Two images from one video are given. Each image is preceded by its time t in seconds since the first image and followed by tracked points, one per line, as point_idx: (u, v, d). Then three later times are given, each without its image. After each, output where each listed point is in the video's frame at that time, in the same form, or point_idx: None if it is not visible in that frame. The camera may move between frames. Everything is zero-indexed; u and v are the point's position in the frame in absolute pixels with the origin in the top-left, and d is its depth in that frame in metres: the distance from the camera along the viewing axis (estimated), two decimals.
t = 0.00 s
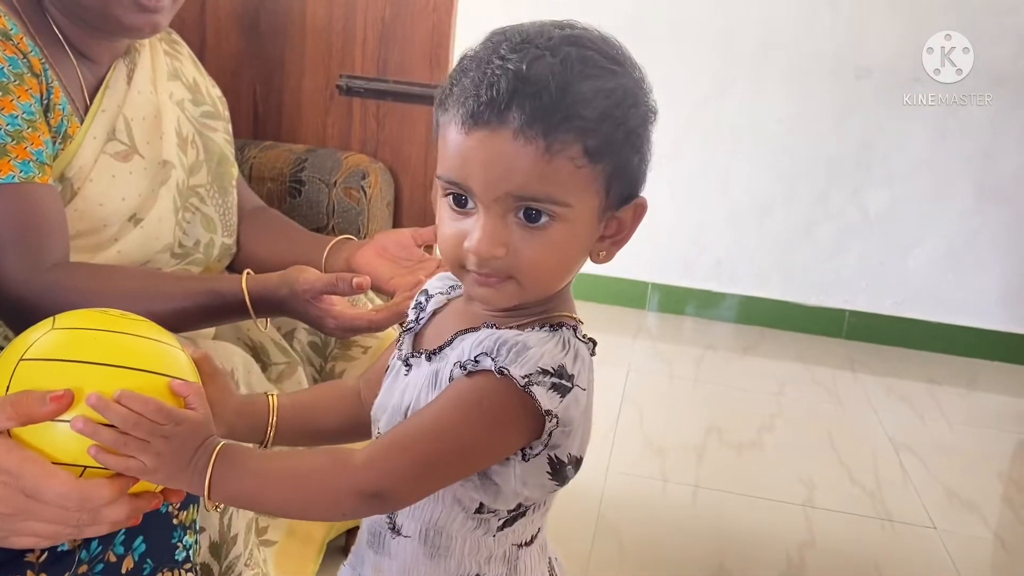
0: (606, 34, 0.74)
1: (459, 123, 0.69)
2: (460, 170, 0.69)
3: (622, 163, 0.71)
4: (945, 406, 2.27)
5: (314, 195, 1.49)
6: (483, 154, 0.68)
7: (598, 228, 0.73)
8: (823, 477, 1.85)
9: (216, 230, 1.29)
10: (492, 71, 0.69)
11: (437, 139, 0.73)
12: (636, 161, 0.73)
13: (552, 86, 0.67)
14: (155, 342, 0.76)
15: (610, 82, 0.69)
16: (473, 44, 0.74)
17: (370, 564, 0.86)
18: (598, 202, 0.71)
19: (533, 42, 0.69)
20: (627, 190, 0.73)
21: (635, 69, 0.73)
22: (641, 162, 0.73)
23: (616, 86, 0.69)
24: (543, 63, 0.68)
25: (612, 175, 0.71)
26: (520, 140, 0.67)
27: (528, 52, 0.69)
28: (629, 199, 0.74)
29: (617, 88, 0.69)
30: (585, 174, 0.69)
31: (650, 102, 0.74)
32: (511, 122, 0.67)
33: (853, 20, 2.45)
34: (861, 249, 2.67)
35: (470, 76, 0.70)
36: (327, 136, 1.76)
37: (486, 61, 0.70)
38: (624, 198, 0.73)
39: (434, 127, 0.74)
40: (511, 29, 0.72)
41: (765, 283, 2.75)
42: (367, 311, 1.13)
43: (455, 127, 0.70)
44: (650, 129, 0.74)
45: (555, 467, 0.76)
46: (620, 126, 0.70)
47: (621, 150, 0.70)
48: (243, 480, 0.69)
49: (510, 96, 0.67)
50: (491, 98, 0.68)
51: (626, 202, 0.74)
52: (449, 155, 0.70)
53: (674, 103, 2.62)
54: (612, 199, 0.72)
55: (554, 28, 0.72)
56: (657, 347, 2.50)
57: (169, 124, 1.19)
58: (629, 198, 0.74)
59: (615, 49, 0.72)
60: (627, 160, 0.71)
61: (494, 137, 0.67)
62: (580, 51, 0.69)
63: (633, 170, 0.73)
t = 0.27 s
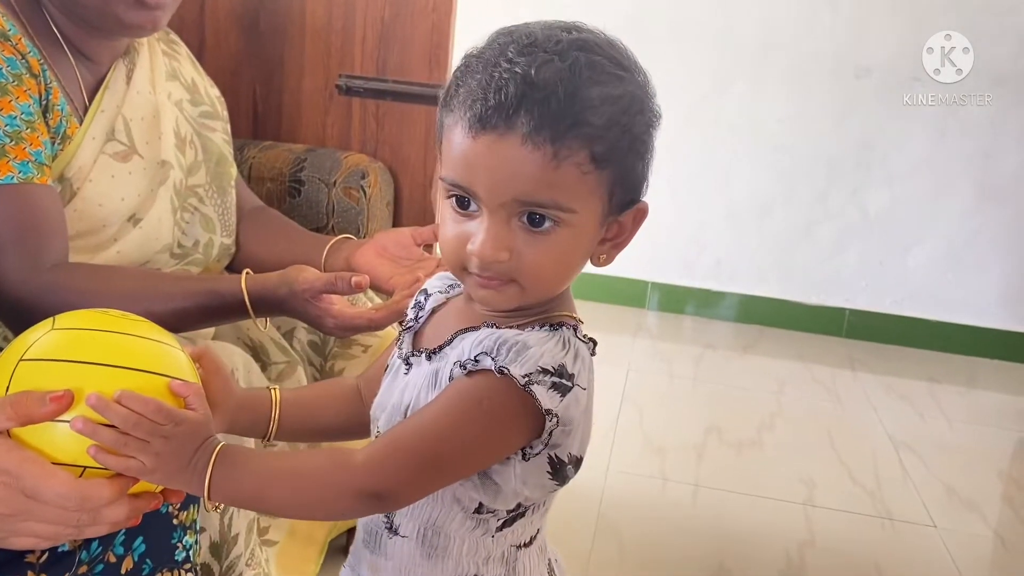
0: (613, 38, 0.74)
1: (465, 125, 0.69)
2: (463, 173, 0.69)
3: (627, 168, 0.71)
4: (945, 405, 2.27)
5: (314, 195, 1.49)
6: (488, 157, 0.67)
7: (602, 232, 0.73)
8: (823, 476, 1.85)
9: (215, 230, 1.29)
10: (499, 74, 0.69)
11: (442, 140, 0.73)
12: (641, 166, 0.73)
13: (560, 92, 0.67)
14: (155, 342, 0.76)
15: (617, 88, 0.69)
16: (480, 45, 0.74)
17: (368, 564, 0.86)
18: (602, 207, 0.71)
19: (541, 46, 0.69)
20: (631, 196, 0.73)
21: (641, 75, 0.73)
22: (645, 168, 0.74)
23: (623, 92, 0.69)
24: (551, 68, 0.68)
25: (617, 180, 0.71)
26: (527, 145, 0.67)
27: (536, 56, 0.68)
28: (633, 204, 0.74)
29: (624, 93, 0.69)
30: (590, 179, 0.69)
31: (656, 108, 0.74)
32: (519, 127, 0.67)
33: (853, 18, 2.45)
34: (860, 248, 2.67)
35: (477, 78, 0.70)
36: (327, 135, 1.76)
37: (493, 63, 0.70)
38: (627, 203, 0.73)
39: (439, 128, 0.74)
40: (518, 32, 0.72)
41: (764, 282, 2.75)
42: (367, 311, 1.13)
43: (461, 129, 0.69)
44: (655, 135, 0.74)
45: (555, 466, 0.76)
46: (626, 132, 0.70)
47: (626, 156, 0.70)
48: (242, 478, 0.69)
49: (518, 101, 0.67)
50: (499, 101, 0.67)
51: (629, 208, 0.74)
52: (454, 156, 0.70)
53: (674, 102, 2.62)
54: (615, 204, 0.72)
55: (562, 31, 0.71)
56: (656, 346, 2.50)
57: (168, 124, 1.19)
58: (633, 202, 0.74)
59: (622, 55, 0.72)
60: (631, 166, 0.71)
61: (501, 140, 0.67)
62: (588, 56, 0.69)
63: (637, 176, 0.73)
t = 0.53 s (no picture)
0: (610, 37, 0.74)
1: (462, 124, 0.69)
2: (461, 172, 0.69)
3: (624, 168, 0.71)
4: (945, 403, 2.27)
5: (314, 195, 1.49)
6: (485, 156, 0.68)
7: (598, 231, 0.73)
8: (823, 475, 1.85)
9: (215, 230, 1.29)
10: (495, 73, 0.69)
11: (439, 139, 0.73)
12: (638, 165, 0.73)
13: (555, 91, 0.67)
14: (155, 342, 0.76)
15: (613, 87, 0.69)
16: (477, 44, 0.74)
17: (368, 564, 0.86)
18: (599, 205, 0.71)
19: (537, 45, 0.69)
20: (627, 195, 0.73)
21: (638, 74, 0.73)
22: (641, 167, 0.73)
23: (619, 91, 0.69)
24: (546, 67, 0.68)
25: (612, 179, 0.71)
26: (523, 144, 0.67)
27: (532, 54, 0.68)
28: (629, 203, 0.74)
29: (620, 92, 0.69)
30: (585, 178, 0.69)
31: (652, 107, 0.73)
32: (514, 125, 0.67)
33: (853, 17, 2.45)
34: (860, 247, 2.67)
35: (474, 77, 0.70)
36: (327, 135, 1.76)
37: (490, 62, 0.70)
38: (624, 202, 0.73)
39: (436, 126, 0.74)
40: (515, 31, 0.72)
41: (764, 281, 2.75)
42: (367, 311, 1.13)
43: (457, 128, 0.70)
44: (651, 134, 0.74)
45: (555, 464, 0.76)
46: (622, 131, 0.69)
47: (621, 155, 0.70)
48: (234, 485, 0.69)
49: (514, 99, 0.67)
50: (494, 100, 0.67)
51: (625, 207, 0.74)
52: (451, 154, 0.70)
53: (674, 101, 2.62)
54: (612, 204, 0.72)
55: (559, 30, 0.71)
56: (656, 345, 2.50)
57: (168, 123, 1.19)
58: (630, 201, 0.74)
59: (619, 54, 0.72)
60: (628, 165, 0.71)
61: (497, 139, 0.67)
62: (584, 55, 0.69)
63: (634, 175, 0.73)
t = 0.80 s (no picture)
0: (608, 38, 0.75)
1: (476, 125, 0.68)
2: (476, 175, 0.69)
3: (628, 170, 0.72)
4: (945, 402, 2.28)
5: (313, 194, 1.49)
6: (504, 157, 0.67)
7: (600, 231, 0.74)
8: (824, 474, 1.85)
9: (215, 229, 1.29)
10: (508, 72, 0.68)
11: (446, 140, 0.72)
12: (638, 167, 0.74)
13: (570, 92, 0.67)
14: (149, 333, 0.77)
15: (622, 90, 0.70)
16: (480, 43, 0.73)
17: (369, 567, 0.85)
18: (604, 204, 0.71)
19: (546, 44, 0.69)
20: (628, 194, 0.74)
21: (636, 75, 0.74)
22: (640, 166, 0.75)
23: (627, 94, 0.70)
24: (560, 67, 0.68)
25: (618, 178, 0.72)
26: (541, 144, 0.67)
27: (544, 54, 0.68)
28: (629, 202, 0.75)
29: (628, 95, 0.70)
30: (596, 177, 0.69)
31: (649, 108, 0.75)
32: (533, 126, 0.66)
33: (853, 17, 2.45)
34: (859, 246, 2.67)
35: (484, 76, 0.69)
36: (326, 135, 1.76)
37: (501, 61, 0.69)
38: (623, 202, 0.74)
39: (440, 126, 0.73)
40: (519, 30, 0.71)
41: (764, 280, 2.75)
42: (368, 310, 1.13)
43: (471, 129, 0.69)
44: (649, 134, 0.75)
45: (556, 455, 0.76)
46: (629, 132, 0.70)
47: (628, 155, 0.71)
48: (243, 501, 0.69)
49: (530, 99, 0.67)
50: (510, 100, 0.67)
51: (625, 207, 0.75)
52: (465, 156, 0.69)
53: (674, 101, 2.63)
54: (615, 202, 0.73)
55: (563, 31, 0.71)
56: (656, 345, 2.50)
57: (168, 124, 1.19)
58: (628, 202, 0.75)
59: (621, 55, 0.73)
60: (631, 167, 0.72)
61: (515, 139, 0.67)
62: (592, 56, 0.70)
63: (634, 176, 0.74)
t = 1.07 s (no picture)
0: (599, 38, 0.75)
1: (511, 136, 0.66)
2: (514, 186, 0.66)
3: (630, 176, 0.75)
4: (944, 401, 2.28)
5: (313, 194, 1.49)
6: (556, 173, 0.66)
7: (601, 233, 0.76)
8: (823, 473, 1.85)
9: (215, 229, 1.29)
10: (538, 79, 0.66)
11: (467, 149, 0.68)
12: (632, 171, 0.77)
13: (598, 100, 0.67)
14: (144, 325, 0.77)
15: (633, 99, 0.71)
16: (489, 47, 0.69)
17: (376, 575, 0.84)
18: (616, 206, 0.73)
19: (565, 50, 0.68)
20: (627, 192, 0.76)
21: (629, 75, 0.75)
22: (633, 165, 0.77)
23: (637, 103, 0.72)
24: (585, 74, 0.67)
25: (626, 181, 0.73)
26: (580, 155, 0.66)
27: (567, 60, 0.67)
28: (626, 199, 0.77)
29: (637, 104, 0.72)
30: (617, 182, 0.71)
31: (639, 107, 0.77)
32: (572, 138, 0.66)
33: (852, 16, 2.45)
34: (859, 245, 2.67)
35: (510, 84, 0.66)
36: (326, 134, 1.76)
37: (525, 68, 0.66)
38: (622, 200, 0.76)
39: (457, 136, 0.69)
40: (527, 32, 0.69)
41: (763, 280, 2.76)
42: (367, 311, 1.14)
43: (505, 141, 0.66)
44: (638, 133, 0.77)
45: (570, 448, 0.76)
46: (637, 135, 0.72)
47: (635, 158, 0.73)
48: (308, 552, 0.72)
49: (566, 109, 0.65)
50: (546, 110, 0.65)
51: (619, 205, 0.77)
52: (499, 168, 0.67)
53: (674, 100, 2.63)
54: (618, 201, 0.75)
55: (570, 34, 0.70)
56: (656, 344, 2.50)
57: (168, 124, 1.19)
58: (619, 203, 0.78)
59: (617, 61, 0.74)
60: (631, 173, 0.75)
61: (558, 152, 0.66)
62: (605, 60, 0.70)
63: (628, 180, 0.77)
